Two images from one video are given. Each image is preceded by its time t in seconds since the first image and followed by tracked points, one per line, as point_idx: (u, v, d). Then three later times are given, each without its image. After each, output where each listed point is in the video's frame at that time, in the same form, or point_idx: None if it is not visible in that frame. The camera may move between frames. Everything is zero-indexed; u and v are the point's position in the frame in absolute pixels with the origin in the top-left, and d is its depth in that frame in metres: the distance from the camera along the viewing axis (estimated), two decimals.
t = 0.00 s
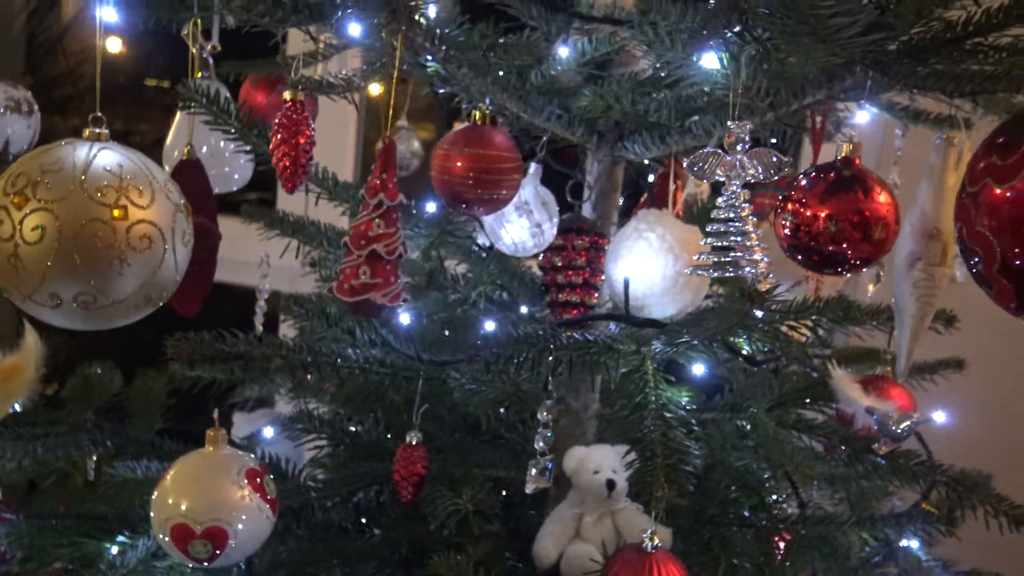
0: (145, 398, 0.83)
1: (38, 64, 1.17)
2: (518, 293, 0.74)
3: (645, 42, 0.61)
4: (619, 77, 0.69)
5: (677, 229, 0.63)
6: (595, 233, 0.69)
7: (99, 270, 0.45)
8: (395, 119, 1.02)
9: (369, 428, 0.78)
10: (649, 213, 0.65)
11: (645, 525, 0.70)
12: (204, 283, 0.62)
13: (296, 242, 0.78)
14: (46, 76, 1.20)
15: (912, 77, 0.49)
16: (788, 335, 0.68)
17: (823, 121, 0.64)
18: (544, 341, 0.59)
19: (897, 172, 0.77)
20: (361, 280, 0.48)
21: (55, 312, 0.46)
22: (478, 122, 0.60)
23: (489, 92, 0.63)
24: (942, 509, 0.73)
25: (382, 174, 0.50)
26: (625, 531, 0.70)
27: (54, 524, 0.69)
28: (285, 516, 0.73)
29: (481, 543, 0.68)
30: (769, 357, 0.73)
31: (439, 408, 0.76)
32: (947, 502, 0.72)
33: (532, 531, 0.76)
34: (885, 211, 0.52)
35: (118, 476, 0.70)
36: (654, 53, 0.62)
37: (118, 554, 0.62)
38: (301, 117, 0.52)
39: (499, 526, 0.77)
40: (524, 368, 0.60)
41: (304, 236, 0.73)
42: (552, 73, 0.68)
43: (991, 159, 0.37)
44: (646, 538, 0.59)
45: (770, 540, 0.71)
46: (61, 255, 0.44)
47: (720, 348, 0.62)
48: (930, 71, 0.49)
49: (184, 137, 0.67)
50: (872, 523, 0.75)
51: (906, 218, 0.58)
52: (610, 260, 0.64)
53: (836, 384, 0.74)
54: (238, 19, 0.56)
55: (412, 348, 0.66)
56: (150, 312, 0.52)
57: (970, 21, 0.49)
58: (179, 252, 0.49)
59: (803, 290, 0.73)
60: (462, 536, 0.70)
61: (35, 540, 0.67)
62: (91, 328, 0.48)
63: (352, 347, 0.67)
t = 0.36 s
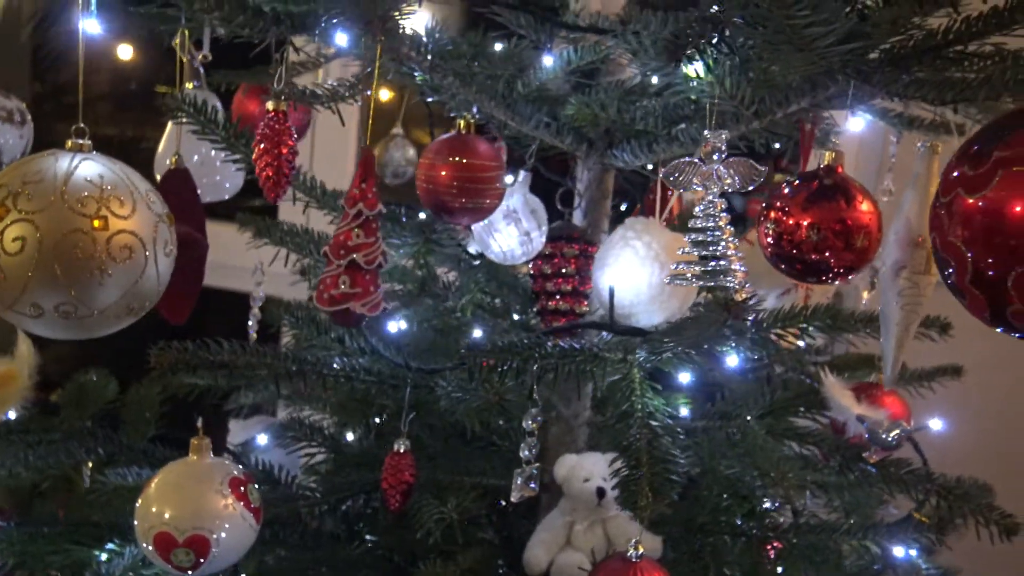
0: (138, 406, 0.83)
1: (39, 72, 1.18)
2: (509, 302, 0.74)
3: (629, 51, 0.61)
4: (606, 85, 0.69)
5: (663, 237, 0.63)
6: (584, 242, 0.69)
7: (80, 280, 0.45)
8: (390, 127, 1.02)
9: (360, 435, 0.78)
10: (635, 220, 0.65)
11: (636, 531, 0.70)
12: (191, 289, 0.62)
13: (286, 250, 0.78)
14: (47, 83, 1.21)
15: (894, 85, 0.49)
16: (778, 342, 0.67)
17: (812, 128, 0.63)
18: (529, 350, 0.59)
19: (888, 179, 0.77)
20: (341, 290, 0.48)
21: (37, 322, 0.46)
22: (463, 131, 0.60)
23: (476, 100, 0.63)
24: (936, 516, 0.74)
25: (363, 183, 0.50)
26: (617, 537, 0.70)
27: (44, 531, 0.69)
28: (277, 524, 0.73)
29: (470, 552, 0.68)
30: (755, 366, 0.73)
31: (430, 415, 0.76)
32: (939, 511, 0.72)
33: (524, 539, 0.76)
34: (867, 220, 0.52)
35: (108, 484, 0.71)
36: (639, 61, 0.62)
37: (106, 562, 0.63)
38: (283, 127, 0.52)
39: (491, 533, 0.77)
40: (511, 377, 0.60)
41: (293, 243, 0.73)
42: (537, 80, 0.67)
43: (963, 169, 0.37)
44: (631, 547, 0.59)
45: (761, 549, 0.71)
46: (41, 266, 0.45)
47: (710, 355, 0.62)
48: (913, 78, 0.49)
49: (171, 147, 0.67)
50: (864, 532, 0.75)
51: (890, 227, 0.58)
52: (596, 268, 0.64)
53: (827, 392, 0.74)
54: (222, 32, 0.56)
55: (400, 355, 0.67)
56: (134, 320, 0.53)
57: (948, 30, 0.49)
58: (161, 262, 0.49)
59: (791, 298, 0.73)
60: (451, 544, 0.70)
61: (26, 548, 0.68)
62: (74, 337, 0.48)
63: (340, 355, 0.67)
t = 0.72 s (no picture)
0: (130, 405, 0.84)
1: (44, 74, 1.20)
2: (498, 303, 0.74)
3: (611, 51, 0.61)
4: (592, 86, 0.68)
5: (648, 238, 0.63)
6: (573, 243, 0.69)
7: (56, 281, 0.45)
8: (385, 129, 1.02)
9: (350, 436, 0.78)
10: (621, 221, 0.65)
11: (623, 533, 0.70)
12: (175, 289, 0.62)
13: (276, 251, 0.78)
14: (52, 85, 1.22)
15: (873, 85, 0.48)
16: (767, 344, 0.67)
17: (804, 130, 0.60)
18: (513, 352, 0.59)
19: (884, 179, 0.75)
20: (318, 290, 0.48)
21: (14, 322, 0.46)
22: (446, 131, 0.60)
23: (461, 101, 0.63)
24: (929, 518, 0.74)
25: (339, 184, 0.51)
26: (606, 538, 0.70)
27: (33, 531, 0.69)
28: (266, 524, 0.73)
29: (458, 553, 0.68)
30: (745, 368, 0.72)
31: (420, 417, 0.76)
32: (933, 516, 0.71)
33: (514, 541, 0.76)
34: (850, 221, 0.51)
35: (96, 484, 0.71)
36: (625, 61, 0.61)
37: (91, 562, 0.63)
38: (262, 128, 0.52)
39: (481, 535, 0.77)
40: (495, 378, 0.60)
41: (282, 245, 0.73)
42: (522, 81, 0.66)
43: (934, 168, 0.36)
44: (615, 549, 0.59)
45: (751, 552, 0.71)
46: (17, 266, 0.45)
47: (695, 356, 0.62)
48: (895, 78, 0.48)
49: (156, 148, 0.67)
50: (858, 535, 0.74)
51: (875, 227, 0.57)
52: (582, 268, 0.63)
53: (818, 396, 0.71)
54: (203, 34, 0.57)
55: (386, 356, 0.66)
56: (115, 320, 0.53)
57: (930, 28, 0.48)
58: (139, 262, 0.49)
59: (781, 299, 0.71)
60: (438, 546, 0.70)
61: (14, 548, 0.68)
62: (52, 338, 0.49)
63: (326, 356, 0.67)
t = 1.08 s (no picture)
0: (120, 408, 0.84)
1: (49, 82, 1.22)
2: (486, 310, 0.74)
3: (588, 57, 0.61)
4: (573, 92, 0.68)
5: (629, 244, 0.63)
6: (557, 250, 0.69)
7: (29, 294, 0.46)
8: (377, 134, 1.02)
9: (339, 444, 0.78)
10: (601, 228, 0.65)
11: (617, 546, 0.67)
12: (159, 300, 0.62)
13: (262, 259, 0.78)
14: (57, 93, 1.25)
15: (846, 92, 0.48)
16: (752, 349, 0.67)
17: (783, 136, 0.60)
18: (492, 360, 0.59)
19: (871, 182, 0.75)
20: (289, 302, 0.49)
21: None
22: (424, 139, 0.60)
23: (442, 109, 0.63)
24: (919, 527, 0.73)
25: (310, 196, 0.51)
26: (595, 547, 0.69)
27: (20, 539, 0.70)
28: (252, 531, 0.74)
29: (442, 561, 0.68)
30: (729, 373, 0.72)
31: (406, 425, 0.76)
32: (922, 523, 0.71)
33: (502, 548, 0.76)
34: (823, 228, 0.51)
35: (83, 493, 0.72)
36: (604, 68, 0.61)
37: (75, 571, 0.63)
38: (237, 140, 0.52)
39: (471, 542, 0.77)
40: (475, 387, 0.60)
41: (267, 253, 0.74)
42: (501, 89, 0.66)
43: (895, 177, 0.36)
44: (594, 557, 0.59)
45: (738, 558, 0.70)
46: None
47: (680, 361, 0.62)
48: (871, 84, 0.48)
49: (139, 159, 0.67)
50: (847, 542, 0.74)
51: (852, 233, 0.57)
52: (562, 275, 0.63)
53: (805, 397, 0.73)
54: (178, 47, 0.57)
55: (369, 364, 0.66)
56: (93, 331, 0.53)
57: (898, 33, 0.48)
58: (114, 274, 0.49)
59: (763, 305, 0.71)
60: (423, 553, 0.70)
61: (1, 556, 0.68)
62: (28, 349, 0.49)
63: (309, 365, 0.68)
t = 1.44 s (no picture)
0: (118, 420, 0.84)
1: (58, 92, 1.24)
2: (478, 316, 0.74)
3: (575, 63, 0.60)
4: (563, 99, 0.68)
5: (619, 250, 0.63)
6: (548, 256, 0.69)
7: (14, 305, 0.46)
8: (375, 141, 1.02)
9: (334, 451, 0.78)
10: (591, 234, 0.65)
11: (609, 553, 0.65)
12: (150, 309, 0.63)
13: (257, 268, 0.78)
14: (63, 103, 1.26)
15: (830, 97, 0.48)
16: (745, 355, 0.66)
17: (774, 140, 0.59)
18: (480, 367, 0.59)
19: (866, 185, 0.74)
20: (272, 311, 0.50)
21: None
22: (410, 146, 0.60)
23: (431, 117, 0.63)
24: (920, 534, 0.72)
25: (293, 206, 0.52)
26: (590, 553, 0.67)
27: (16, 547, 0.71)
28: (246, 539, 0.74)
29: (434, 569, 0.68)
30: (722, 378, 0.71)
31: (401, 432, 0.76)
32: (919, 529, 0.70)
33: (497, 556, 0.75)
34: (809, 233, 0.51)
35: (78, 501, 0.72)
36: (591, 74, 0.61)
37: None
38: (223, 149, 0.53)
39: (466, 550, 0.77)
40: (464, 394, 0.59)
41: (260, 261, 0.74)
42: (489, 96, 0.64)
43: (870, 182, 0.36)
44: (584, 566, 0.58)
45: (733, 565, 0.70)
46: None
47: (670, 367, 0.62)
48: (858, 89, 0.47)
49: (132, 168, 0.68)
50: (843, 548, 0.73)
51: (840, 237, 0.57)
52: (552, 282, 0.63)
53: (800, 404, 0.73)
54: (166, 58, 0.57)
55: (360, 371, 0.66)
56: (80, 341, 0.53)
57: (884, 39, 0.48)
58: (99, 284, 0.50)
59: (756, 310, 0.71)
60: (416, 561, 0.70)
61: None
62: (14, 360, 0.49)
63: (299, 373, 0.67)
